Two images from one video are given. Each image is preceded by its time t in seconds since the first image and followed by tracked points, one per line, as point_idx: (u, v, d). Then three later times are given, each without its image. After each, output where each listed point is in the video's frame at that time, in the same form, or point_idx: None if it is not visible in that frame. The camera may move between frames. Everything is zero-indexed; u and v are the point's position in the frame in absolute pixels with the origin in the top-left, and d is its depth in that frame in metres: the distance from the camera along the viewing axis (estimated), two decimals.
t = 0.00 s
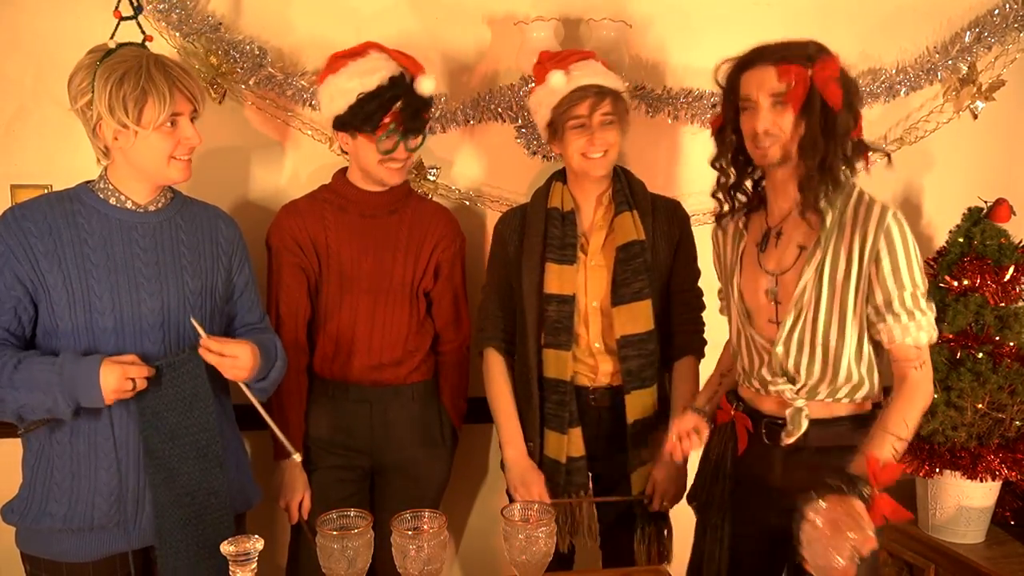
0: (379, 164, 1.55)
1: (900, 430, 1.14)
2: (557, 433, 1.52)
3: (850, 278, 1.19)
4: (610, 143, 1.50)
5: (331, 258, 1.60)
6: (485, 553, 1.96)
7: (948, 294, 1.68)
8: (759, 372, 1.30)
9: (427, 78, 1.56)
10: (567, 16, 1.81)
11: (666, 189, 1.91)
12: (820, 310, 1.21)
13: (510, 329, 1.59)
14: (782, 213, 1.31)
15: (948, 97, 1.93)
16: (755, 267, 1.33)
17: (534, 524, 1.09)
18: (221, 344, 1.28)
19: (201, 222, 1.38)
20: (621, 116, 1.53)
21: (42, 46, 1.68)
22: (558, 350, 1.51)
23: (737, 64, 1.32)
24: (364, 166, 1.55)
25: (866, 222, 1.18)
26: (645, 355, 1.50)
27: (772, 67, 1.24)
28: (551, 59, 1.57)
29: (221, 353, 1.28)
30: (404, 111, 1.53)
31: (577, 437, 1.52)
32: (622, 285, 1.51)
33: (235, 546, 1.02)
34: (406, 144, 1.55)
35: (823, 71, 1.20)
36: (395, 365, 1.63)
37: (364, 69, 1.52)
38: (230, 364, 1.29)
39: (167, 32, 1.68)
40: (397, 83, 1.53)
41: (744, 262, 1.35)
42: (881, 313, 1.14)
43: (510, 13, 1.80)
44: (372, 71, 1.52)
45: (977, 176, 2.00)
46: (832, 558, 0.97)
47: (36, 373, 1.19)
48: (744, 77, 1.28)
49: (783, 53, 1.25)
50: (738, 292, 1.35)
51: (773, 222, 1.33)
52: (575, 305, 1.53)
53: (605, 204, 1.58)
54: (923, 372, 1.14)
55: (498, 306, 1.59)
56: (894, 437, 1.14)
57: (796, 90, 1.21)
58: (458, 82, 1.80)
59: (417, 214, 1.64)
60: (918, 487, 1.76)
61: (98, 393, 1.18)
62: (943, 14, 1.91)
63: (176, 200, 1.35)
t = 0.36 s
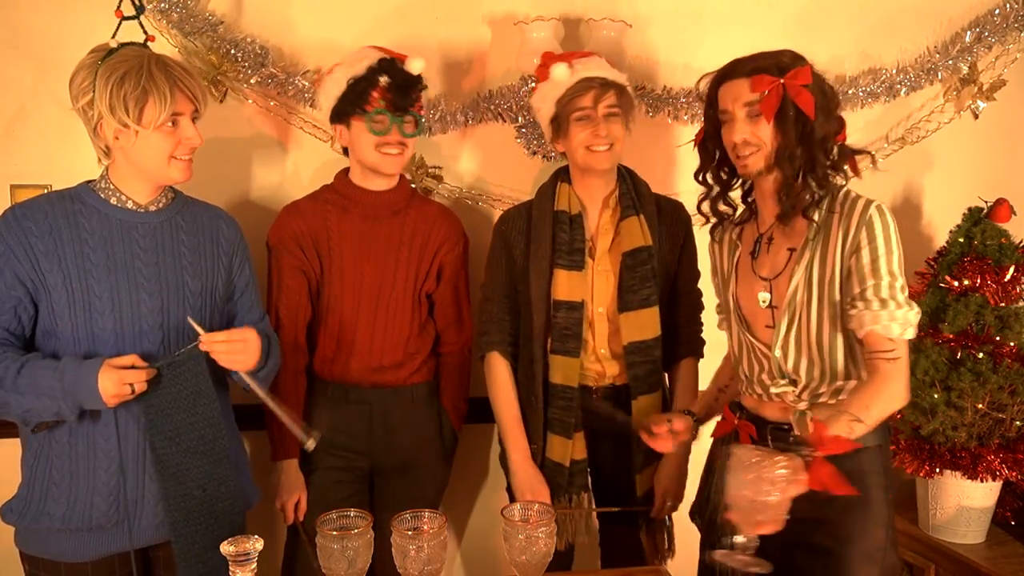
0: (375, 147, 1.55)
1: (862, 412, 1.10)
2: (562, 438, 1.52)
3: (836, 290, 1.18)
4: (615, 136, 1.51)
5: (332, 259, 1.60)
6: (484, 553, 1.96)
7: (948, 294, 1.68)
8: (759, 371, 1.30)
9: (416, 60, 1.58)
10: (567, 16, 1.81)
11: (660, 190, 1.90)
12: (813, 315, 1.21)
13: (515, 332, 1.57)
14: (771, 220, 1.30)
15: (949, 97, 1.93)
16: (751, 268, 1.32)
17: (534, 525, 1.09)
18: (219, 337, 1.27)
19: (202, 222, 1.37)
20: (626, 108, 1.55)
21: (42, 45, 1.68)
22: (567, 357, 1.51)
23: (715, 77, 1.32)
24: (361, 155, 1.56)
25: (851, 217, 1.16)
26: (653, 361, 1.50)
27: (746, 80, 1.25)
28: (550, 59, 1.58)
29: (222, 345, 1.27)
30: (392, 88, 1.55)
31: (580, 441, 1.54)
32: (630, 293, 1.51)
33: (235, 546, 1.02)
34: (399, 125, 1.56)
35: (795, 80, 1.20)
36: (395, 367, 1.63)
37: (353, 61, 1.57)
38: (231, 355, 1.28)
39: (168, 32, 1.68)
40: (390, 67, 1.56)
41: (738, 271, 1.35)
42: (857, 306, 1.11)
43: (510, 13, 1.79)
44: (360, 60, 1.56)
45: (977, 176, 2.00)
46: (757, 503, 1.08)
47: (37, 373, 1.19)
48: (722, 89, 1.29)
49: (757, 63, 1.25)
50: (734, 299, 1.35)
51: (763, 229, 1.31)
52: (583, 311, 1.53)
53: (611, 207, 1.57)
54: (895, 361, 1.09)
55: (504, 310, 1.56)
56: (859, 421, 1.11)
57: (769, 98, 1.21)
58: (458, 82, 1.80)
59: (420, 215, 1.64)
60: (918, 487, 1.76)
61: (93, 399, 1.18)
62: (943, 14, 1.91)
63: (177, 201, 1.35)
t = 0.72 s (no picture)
0: (369, 143, 1.56)
1: (789, 450, 1.03)
2: (556, 433, 1.53)
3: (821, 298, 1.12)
4: (600, 140, 1.51)
5: (332, 258, 1.60)
6: (485, 553, 1.96)
7: (948, 294, 1.68)
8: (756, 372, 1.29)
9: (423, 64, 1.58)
10: (568, 16, 1.81)
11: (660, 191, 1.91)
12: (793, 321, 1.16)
13: (513, 326, 1.58)
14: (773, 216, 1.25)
15: (949, 97, 1.93)
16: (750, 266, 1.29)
17: (534, 525, 1.09)
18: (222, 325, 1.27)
19: (205, 223, 1.38)
20: (614, 111, 1.53)
21: (42, 46, 1.68)
22: (559, 351, 1.52)
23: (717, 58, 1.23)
24: (358, 151, 1.57)
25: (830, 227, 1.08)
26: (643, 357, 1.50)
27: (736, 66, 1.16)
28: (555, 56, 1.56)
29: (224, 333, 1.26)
30: (387, 86, 1.54)
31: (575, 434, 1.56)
32: (620, 287, 1.51)
33: (234, 546, 1.02)
34: (395, 124, 1.55)
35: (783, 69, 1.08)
36: (394, 366, 1.63)
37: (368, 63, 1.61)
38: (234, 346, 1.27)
39: (168, 31, 1.69)
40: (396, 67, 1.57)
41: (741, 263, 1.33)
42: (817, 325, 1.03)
43: (511, 13, 1.80)
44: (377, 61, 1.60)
45: (977, 176, 2.00)
46: (655, 541, 0.98)
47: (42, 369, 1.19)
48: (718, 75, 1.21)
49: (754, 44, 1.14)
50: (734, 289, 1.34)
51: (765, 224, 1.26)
52: (577, 306, 1.54)
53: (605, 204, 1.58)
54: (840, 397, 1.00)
55: (501, 305, 1.57)
56: (789, 458, 1.04)
57: (755, 89, 1.10)
58: (458, 82, 1.80)
59: (422, 214, 1.65)
60: (918, 487, 1.76)
61: (114, 374, 1.18)
62: (943, 14, 1.91)
63: (180, 201, 1.35)
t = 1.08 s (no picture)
0: (381, 147, 1.55)
1: (747, 463, 1.04)
2: (554, 429, 1.53)
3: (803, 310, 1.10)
4: (598, 135, 1.51)
5: (339, 257, 1.60)
6: (485, 553, 1.96)
7: (948, 294, 1.68)
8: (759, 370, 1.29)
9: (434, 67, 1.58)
10: (568, 16, 1.81)
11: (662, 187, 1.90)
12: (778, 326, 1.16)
13: (514, 325, 1.59)
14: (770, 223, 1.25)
15: (949, 97, 1.93)
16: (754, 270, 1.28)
17: (534, 525, 1.09)
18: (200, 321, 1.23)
19: (208, 223, 1.37)
20: (613, 106, 1.53)
21: (41, 45, 1.68)
22: (558, 348, 1.52)
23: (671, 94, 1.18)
24: (368, 153, 1.57)
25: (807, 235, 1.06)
26: (637, 355, 1.50)
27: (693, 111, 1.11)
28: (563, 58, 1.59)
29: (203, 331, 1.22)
30: (399, 89, 1.55)
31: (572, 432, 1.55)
32: (615, 285, 1.51)
33: (235, 546, 1.02)
34: (406, 126, 1.55)
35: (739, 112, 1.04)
36: (401, 365, 1.63)
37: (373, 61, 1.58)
38: (217, 342, 1.23)
39: (167, 31, 1.68)
40: (406, 68, 1.56)
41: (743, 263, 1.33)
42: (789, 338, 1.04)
43: (510, 14, 1.79)
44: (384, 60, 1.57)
45: (978, 176, 2.00)
46: (615, 551, 1.07)
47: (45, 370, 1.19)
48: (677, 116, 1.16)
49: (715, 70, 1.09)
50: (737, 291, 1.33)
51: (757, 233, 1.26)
52: (576, 302, 1.54)
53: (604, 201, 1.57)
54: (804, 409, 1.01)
55: (503, 305, 1.59)
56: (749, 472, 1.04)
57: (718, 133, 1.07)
58: (458, 82, 1.80)
59: (429, 214, 1.64)
60: (918, 487, 1.76)
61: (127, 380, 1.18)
62: (943, 14, 1.91)
63: (183, 202, 1.35)
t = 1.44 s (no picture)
0: (373, 154, 1.57)
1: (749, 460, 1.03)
2: (555, 429, 1.53)
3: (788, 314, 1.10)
4: (592, 147, 1.51)
5: (346, 255, 1.60)
6: (486, 553, 1.96)
7: (948, 294, 1.68)
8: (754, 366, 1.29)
9: (419, 68, 1.55)
10: (568, 16, 1.81)
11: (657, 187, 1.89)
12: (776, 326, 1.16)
13: (515, 325, 1.59)
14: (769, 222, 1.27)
15: (949, 97, 1.93)
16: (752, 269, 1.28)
17: (534, 524, 1.09)
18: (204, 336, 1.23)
19: (211, 225, 1.38)
20: (610, 115, 1.51)
21: (42, 46, 1.68)
22: (560, 347, 1.53)
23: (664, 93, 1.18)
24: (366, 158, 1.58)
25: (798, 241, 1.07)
26: (643, 355, 1.50)
27: (687, 111, 1.12)
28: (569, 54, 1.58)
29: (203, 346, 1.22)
30: (379, 95, 1.54)
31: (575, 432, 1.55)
32: (620, 285, 1.52)
33: (235, 546, 1.02)
34: (394, 131, 1.55)
35: (730, 111, 1.04)
36: (406, 364, 1.63)
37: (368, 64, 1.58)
38: (220, 358, 1.23)
39: (169, 32, 1.70)
40: (391, 71, 1.55)
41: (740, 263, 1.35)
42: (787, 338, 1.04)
43: (511, 14, 1.79)
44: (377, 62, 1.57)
45: (978, 176, 2.00)
46: (608, 552, 1.10)
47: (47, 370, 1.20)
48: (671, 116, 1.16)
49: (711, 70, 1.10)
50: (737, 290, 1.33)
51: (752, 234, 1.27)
52: (578, 303, 1.54)
53: (609, 199, 1.56)
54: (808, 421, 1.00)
55: (505, 305, 1.59)
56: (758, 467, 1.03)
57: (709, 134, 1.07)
58: (459, 83, 1.80)
59: (436, 214, 1.64)
60: (918, 487, 1.76)
61: (115, 385, 1.17)
62: (943, 14, 1.91)
63: (186, 203, 1.35)
